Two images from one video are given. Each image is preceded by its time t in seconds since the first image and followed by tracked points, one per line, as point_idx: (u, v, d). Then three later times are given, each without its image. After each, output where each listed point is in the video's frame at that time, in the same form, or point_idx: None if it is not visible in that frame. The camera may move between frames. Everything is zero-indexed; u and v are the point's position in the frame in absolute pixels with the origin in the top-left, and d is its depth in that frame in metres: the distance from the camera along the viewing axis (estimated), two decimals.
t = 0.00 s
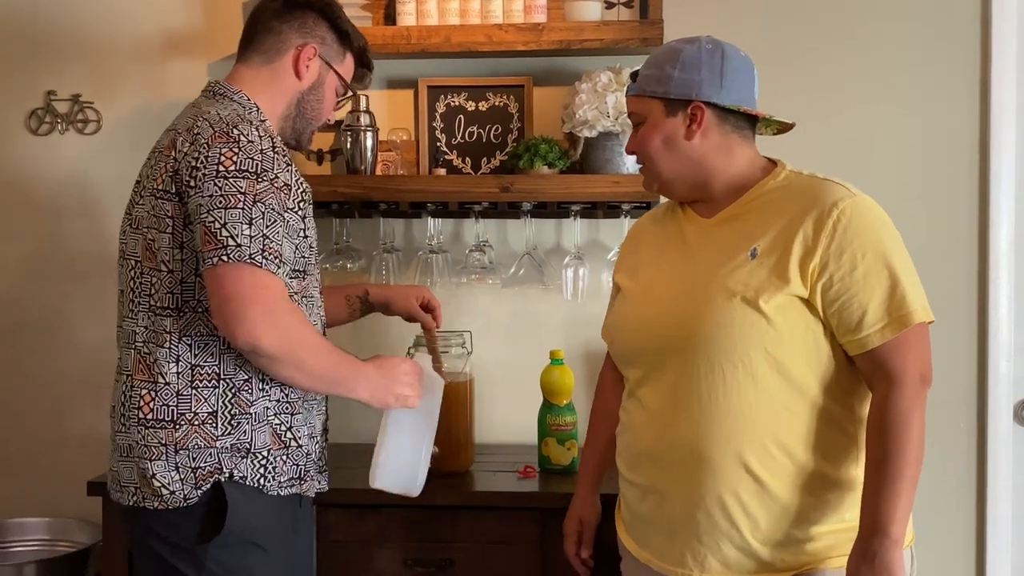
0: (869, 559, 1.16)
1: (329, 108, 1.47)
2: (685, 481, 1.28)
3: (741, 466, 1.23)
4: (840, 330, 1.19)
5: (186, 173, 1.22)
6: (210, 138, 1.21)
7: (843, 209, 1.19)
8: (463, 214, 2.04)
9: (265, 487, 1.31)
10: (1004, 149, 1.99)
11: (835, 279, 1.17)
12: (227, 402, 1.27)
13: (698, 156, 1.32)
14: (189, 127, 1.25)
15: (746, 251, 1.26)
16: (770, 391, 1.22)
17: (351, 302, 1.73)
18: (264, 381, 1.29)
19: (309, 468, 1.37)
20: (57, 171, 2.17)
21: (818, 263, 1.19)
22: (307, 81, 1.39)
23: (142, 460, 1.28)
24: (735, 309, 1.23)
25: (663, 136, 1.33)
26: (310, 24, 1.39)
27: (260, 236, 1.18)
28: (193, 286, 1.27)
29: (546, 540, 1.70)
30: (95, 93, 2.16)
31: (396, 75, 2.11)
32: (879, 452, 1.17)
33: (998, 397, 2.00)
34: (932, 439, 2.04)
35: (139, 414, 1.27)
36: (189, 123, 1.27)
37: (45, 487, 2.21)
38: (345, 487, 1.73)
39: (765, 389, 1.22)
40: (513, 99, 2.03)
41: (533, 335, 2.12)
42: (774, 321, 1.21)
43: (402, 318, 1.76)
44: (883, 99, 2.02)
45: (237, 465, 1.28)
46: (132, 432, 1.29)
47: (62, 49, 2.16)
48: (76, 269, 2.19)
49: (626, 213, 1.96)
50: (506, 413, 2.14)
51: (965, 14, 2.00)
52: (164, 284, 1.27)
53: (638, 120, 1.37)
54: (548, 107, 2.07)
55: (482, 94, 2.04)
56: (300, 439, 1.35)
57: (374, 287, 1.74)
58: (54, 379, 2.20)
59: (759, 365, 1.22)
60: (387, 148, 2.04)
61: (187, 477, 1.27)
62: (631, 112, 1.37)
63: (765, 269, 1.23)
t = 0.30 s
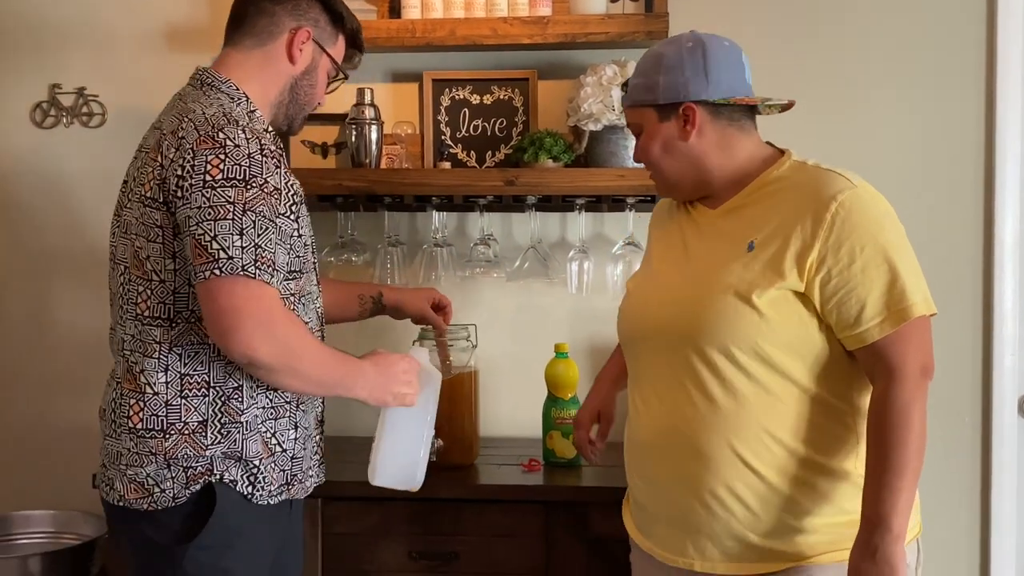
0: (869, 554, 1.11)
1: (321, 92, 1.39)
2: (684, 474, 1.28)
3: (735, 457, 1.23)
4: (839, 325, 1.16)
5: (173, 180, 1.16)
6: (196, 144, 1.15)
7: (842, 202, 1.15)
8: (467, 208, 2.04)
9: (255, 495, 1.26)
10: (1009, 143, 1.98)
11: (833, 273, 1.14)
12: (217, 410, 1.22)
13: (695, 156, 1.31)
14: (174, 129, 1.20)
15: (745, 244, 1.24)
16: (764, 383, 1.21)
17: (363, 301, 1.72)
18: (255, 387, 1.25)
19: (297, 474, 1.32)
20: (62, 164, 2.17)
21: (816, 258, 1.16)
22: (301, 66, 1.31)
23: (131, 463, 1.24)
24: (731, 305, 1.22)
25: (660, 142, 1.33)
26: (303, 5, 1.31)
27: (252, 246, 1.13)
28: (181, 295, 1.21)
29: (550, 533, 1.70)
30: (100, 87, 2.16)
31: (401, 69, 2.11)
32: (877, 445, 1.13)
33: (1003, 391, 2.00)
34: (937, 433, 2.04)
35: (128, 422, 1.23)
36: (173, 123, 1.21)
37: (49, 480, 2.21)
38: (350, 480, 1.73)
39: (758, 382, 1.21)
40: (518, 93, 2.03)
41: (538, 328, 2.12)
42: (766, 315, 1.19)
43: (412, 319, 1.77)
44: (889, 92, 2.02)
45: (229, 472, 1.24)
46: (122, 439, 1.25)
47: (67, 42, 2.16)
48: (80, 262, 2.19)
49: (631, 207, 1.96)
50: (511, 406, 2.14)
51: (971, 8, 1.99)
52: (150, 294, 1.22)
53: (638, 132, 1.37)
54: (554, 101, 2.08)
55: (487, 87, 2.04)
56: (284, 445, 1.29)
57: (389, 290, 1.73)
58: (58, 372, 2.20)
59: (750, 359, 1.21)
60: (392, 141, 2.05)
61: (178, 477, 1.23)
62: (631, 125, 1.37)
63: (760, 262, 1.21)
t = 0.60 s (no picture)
0: (851, 553, 1.07)
1: (312, 82, 1.39)
2: (680, 471, 1.27)
3: (724, 454, 1.21)
4: (822, 321, 1.10)
5: (170, 183, 1.15)
6: (193, 147, 1.15)
7: (821, 196, 1.10)
8: (468, 202, 2.05)
9: (261, 495, 1.28)
10: (1009, 137, 1.98)
11: (812, 269, 1.09)
12: (219, 414, 1.22)
13: (688, 164, 1.29)
14: (169, 131, 1.19)
15: (731, 241, 1.21)
16: (747, 379, 1.18)
17: (365, 297, 1.72)
18: (256, 389, 1.25)
19: (297, 471, 1.34)
20: (63, 159, 2.18)
21: (796, 254, 1.11)
22: (291, 57, 1.31)
23: (136, 466, 1.24)
24: (716, 301, 1.19)
25: (654, 155, 1.32)
26: None
27: (252, 250, 1.13)
28: (180, 298, 1.21)
29: (550, 527, 1.71)
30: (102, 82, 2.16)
31: (401, 64, 2.11)
32: (861, 440, 1.07)
33: (1003, 385, 2.01)
34: (937, 426, 2.05)
35: (130, 427, 1.23)
36: (168, 125, 1.20)
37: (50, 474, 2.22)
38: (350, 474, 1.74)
39: (742, 378, 1.19)
40: (518, 87, 2.03)
41: (538, 324, 2.13)
42: (746, 309, 1.16)
43: (414, 313, 1.78)
44: (889, 86, 2.02)
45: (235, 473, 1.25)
46: (125, 442, 1.25)
47: (68, 37, 2.16)
48: (82, 257, 2.19)
49: (631, 201, 1.96)
50: (510, 400, 2.15)
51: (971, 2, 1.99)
52: (148, 297, 1.21)
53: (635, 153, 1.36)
54: (554, 95, 2.08)
55: (487, 82, 2.04)
56: (284, 445, 1.30)
57: (391, 286, 1.74)
58: (60, 366, 2.21)
59: (732, 353, 1.18)
60: (392, 136, 2.05)
61: (184, 477, 1.24)
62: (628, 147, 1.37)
63: (745, 257, 1.18)
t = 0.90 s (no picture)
0: (821, 547, 1.09)
1: (310, 78, 1.39)
2: (681, 467, 1.28)
3: (720, 447, 1.22)
4: (816, 320, 1.11)
5: (180, 182, 1.15)
6: (203, 145, 1.15)
7: (822, 195, 1.11)
8: (470, 198, 2.05)
9: (269, 490, 1.30)
10: (1009, 134, 1.99)
11: (808, 268, 1.10)
12: (228, 412, 1.23)
13: (710, 155, 1.28)
14: (177, 130, 1.19)
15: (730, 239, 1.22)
16: (740, 374, 1.19)
17: (361, 293, 1.73)
18: (263, 386, 1.26)
19: (300, 467, 1.35)
20: (67, 155, 2.19)
21: (793, 253, 1.12)
22: (289, 53, 1.31)
23: (143, 465, 1.24)
24: (713, 299, 1.20)
25: (699, 117, 1.26)
26: None
27: (267, 247, 1.14)
28: (189, 297, 1.21)
29: (551, 523, 1.72)
30: (105, 78, 2.17)
31: (403, 60, 2.12)
32: (841, 436, 1.08)
33: (1002, 381, 2.02)
34: (936, 423, 2.05)
35: (138, 426, 1.23)
36: (174, 123, 1.20)
37: (54, 468, 2.23)
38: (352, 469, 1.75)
39: (739, 373, 1.19)
40: (519, 84, 2.04)
41: (540, 320, 2.13)
42: (742, 306, 1.17)
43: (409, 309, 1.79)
44: (890, 83, 2.02)
45: (244, 469, 1.26)
46: (131, 441, 1.25)
47: (71, 33, 2.17)
48: (85, 252, 2.20)
49: (632, 198, 1.97)
50: (510, 396, 2.15)
51: None
52: (156, 296, 1.20)
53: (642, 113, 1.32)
54: (555, 91, 2.09)
55: (488, 78, 2.05)
56: (290, 441, 1.32)
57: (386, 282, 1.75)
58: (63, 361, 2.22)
59: (727, 349, 1.19)
60: (394, 133, 2.04)
61: (193, 474, 1.25)
62: (635, 104, 1.32)
63: (743, 255, 1.18)
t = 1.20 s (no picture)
0: (847, 551, 1.08)
1: (317, 81, 1.40)
2: (687, 467, 1.27)
3: (731, 451, 1.21)
4: (831, 321, 1.11)
5: (201, 179, 1.16)
6: (222, 143, 1.15)
7: (838, 195, 1.11)
8: (472, 198, 2.06)
9: (276, 489, 1.30)
10: (1011, 133, 1.99)
11: (825, 268, 1.10)
12: (238, 409, 1.23)
13: (736, 152, 1.26)
14: (195, 126, 1.19)
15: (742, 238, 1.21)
16: (755, 377, 1.19)
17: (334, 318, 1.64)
18: (273, 384, 1.27)
19: (306, 466, 1.36)
20: (70, 155, 2.19)
21: (810, 252, 1.12)
22: (299, 56, 1.32)
23: (150, 462, 1.24)
24: (727, 298, 1.19)
25: (749, 96, 1.27)
26: None
27: (286, 246, 1.15)
28: (203, 293, 1.21)
29: (553, 522, 1.72)
30: (108, 78, 2.17)
31: (407, 60, 2.12)
32: (862, 439, 1.08)
33: (1004, 381, 2.02)
34: (938, 422, 2.05)
35: (147, 422, 1.22)
36: (192, 120, 1.20)
37: (56, 467, 2.24)
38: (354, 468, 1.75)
39: (752, 375, 1.19)
40: (522, 84, 2.04)
41: (543, 320, 2.14)
42: (757, 306, 1.16)
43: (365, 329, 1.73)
44: (892, 83, 2.03)
45: (253, 467, 1.27)
46: (139, 438, 1.24)
47: (75, 33, 2.17)
48: (89, 251, 2.21)
49: (634, 197, 1.97)
50: (512, 395, 2.16)
51: None
52: (171, 292, 1.20)
53: (682, 85, 1.29)
54: (558, 91, 2.09)
55: (491, 78, 2.05)
56: (298, 440, 1.32)
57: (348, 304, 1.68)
58: (66, 360, 2.23)
59: (741, 351, 1.19)
60: (397, 132, 2.06)
61: (201, 473, 1.25)
62: (681, 73, 1.29)
63: (757, 255, 1.18)
